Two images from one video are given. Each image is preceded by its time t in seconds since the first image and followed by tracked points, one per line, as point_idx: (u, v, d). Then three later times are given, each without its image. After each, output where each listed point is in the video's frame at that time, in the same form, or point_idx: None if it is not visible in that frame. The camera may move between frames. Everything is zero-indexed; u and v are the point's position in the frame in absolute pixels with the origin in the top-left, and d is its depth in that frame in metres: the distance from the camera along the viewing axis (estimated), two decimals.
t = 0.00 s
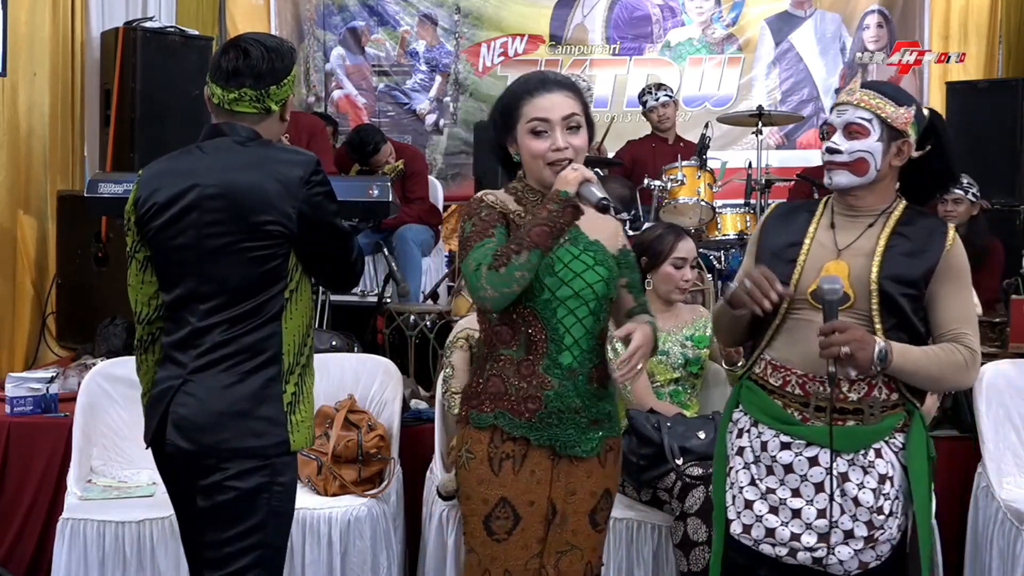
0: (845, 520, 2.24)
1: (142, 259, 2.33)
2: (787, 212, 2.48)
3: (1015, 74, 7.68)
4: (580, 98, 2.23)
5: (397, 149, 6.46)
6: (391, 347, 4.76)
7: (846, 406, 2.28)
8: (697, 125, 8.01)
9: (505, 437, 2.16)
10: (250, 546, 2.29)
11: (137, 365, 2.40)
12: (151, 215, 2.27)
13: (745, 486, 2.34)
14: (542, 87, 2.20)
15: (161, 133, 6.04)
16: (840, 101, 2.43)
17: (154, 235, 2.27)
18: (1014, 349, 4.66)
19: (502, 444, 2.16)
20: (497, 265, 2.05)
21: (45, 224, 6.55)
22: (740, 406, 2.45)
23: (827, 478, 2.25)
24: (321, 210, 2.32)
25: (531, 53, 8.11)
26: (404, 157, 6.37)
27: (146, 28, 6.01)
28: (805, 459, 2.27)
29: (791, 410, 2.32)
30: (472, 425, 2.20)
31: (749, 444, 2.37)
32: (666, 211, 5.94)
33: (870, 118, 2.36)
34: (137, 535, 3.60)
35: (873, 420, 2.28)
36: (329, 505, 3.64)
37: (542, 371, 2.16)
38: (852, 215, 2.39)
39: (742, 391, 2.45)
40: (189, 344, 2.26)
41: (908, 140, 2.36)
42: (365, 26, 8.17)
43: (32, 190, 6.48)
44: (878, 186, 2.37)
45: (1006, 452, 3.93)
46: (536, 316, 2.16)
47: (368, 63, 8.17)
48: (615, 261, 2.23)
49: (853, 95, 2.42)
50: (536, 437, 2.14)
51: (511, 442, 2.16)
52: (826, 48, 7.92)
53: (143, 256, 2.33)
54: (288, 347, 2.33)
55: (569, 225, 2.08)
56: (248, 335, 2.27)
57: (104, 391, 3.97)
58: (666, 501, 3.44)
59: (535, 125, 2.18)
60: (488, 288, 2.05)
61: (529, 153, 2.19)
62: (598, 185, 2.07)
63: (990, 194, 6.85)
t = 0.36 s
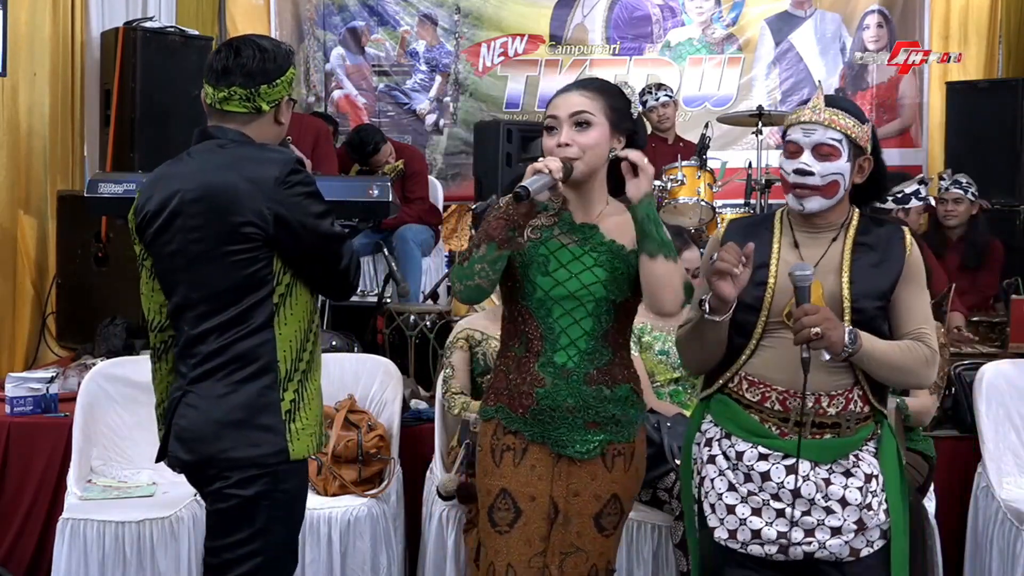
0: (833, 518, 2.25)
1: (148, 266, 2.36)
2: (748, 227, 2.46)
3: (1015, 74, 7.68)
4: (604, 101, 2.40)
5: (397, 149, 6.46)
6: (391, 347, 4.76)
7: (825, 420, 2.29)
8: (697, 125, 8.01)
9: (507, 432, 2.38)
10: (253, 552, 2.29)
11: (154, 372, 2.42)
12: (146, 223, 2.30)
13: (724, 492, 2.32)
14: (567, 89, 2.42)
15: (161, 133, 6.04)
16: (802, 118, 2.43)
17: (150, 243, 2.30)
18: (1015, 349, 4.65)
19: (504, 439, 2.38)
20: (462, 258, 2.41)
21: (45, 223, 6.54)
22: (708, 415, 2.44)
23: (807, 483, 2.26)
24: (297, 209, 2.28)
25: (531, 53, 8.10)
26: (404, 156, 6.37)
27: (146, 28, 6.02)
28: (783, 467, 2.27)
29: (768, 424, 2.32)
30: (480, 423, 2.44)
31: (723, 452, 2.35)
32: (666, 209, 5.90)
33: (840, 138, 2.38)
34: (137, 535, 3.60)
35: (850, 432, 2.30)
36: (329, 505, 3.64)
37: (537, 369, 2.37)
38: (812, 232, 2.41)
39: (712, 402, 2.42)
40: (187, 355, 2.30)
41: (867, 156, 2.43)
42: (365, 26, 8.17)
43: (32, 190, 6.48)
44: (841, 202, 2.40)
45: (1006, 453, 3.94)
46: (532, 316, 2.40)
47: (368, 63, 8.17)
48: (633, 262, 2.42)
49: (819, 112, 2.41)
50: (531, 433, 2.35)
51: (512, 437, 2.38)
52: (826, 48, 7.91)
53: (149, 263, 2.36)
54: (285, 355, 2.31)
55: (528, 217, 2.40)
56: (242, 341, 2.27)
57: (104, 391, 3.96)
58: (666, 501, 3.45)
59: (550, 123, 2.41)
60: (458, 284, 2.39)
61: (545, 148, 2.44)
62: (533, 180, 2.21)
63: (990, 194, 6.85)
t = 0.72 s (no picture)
0: (876, 514, 2.25)
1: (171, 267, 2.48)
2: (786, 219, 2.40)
3: (1015, 74, 7.69)
4: (597, 107, 2.45)
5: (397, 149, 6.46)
6: (390, 347, 4.76)
7: (870, 410, 2.29)
8: (697, 125, 8.00)
9: (501, 431, 2.45)
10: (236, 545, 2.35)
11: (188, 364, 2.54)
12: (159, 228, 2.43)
13: (767, 487, 2.31)
14: (562, 92, 2.46)
15: (160, 133, 6.03)
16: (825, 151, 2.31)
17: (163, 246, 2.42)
18: (1015, 349, 4.65)
19: (498, 437, 2.45)
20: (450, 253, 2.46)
21: (46, 223, 6.54)
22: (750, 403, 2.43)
23: (853, 476, 2.26)
24: (258, 212, 2.29)
25: (531, 53, 8.10)
26: (404, 156, 6.37)
27: (146, 28, 6.01)
28: (830, 460, 2.27)
29: (814, 416, 2.31)
30: (477, 419, 2.51)
31: (766, 446, 2.34)
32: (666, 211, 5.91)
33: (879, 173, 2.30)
34: (137, 535, 3.60)
35: (893, 420, 2.31)
36: (329, 505, 3.65)
37: (526, 365, 2.42)
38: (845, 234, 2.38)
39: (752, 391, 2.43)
40: (191, 348, 2.41)
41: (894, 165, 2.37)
42: (365, 27, 8.17)
43: (32, 191, 6.49)
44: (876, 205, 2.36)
45: (1006, 453, 3.95)
46: (520, 313, 2.45)
47: (368, 63, 8.16)
48: (621, 255, 2.46)
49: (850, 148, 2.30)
50: (522, 429, 2.41)
51: (505, 436, 2.44)
52: (826, 48, 7.91)
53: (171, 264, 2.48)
54: (271, 360, 2.36)
55: (515, 214, 2.44)
56: (230, 342, 2.35)
57: (104, 391, 3.96)
58: (666, 501, 3.43)
59: (541, 123, 2.46)
60: (445, 276, 2.43)
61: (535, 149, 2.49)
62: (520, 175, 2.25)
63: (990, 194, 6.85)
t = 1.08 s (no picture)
0: (899, 523, 2.09)
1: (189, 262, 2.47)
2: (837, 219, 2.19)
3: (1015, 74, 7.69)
4: (561, 105, 2.45)
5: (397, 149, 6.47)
6: (390, 347, 4.76)
7: (901, 420, 2.12)
8: (696, 125, 8.02)
9: (470, 422, 2.44)
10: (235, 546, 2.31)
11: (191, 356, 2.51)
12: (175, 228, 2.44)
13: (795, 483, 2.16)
14: (527, 91, 2.47)
15: (160, 133, 6.03)
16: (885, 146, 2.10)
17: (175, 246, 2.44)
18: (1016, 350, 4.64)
19: (468, 429, 2.45)
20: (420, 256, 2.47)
21: (46, 223, 6.54)
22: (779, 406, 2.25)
23: (878, 483, 2.10)
24: (201, 223, 2.18)
25: (531, 53, 8.11)
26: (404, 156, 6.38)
27: (146, 28, 6.01)
28: (856, 465, 2.12)
29: (843, 422, 2.14)
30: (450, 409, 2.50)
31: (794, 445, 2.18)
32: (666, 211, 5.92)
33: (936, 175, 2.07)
34: (137, 535, 3.60)
35: (924, 432, 2.14)
36: (329, 505, 3.65)
37: (495, 359, 2.42)
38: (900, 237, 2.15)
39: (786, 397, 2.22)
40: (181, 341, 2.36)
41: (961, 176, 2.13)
42: (365, 27, 8.18)
43: (32, 191, 6.49)
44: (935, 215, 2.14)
45: (1006, 453, 3.94)
46: (489, 309, 2.44)
47: (368, 63, 8.17)
48: (591, 253, 2.45)
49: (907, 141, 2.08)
50: (489, 420, 2.41)
51: (475, 427, 2.44)
52: (827, 48, 7.91)
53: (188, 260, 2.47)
54: (232, 360, 2.25)
55: (478, 211, 2.48)
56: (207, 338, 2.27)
57: (104, 391, 3.96)
58: (666, 501, 3.42)
59: (508, 122, 2.47)
60: (416, 276, 2.46)
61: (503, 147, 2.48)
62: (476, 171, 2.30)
63: (990, 195, 6.84)
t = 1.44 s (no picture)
0: (888, 525, 2.14)
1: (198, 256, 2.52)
2: (839, 212, 2.31)
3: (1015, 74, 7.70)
4: (539, 108, 2.47)
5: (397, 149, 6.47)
6: (390, 347, 4.76)
7: (894, 420, 2.16)
8: (697, 126, 8.02)
9: (457, 419, 2.43)
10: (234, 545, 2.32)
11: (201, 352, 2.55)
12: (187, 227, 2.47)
13: (785, 479, 2.23)
14: (503, 95, 2.48)
15: (160, 133, 6.03)
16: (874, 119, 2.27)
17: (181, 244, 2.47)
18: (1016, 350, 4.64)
19: (454, 425, 2.44)
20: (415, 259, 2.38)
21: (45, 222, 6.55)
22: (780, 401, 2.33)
23: (868, 484, 2.15)
24: (187, 218, 2.18)
25: (531, 53, 8.11)
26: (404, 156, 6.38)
27: (146, 28, 6.01)
28: (847, 464, 2.16)
29: (835, 418, 2.20)
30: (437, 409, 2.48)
31: (789, 440, 2.25)
32: (666, 211, 5.93)
33: (900, 142, 2.20)
34: (137, 535, 3.60)
35: (920, 433, 2.17)
36: (329, 505, 3.65)
37: (481, 359, 2.41)
38: (902, 229, 2.24)
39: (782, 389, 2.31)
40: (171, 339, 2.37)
41: (947, 162, 2.19)
42: (365, 27, 8.17)
43: (32, 191, 6.49)
44: (921, 200, 2.22)
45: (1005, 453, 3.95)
46: (476, 310, 2.43)
47: (368, 63, 8.16)
48: (574, 257, 2.45)
49: (883, 114, 2.25)
50: (477, 418, 2.40)
51: (461, 424, 2.43)
52: (827, 48, 7.91)
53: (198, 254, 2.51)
54: (211, 354, 2.23)
55: (472, 211, 2.39)
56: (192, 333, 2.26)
57: (104, 391, 3.96)
58: (666, 501, 3.45)
59: (485, 127, 2.47)
60: (411, 280, 2.37)
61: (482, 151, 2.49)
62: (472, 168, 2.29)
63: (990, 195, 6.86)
